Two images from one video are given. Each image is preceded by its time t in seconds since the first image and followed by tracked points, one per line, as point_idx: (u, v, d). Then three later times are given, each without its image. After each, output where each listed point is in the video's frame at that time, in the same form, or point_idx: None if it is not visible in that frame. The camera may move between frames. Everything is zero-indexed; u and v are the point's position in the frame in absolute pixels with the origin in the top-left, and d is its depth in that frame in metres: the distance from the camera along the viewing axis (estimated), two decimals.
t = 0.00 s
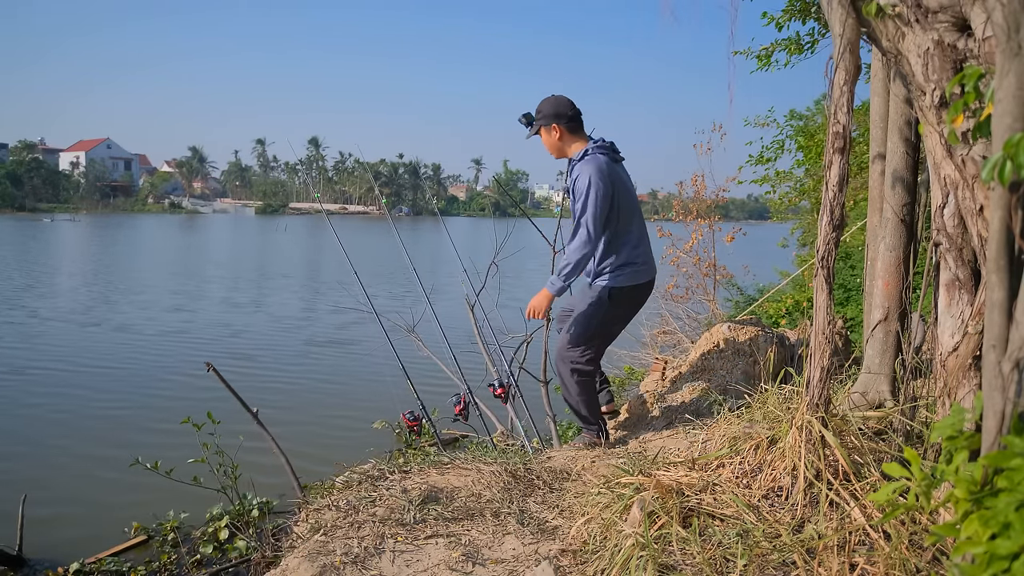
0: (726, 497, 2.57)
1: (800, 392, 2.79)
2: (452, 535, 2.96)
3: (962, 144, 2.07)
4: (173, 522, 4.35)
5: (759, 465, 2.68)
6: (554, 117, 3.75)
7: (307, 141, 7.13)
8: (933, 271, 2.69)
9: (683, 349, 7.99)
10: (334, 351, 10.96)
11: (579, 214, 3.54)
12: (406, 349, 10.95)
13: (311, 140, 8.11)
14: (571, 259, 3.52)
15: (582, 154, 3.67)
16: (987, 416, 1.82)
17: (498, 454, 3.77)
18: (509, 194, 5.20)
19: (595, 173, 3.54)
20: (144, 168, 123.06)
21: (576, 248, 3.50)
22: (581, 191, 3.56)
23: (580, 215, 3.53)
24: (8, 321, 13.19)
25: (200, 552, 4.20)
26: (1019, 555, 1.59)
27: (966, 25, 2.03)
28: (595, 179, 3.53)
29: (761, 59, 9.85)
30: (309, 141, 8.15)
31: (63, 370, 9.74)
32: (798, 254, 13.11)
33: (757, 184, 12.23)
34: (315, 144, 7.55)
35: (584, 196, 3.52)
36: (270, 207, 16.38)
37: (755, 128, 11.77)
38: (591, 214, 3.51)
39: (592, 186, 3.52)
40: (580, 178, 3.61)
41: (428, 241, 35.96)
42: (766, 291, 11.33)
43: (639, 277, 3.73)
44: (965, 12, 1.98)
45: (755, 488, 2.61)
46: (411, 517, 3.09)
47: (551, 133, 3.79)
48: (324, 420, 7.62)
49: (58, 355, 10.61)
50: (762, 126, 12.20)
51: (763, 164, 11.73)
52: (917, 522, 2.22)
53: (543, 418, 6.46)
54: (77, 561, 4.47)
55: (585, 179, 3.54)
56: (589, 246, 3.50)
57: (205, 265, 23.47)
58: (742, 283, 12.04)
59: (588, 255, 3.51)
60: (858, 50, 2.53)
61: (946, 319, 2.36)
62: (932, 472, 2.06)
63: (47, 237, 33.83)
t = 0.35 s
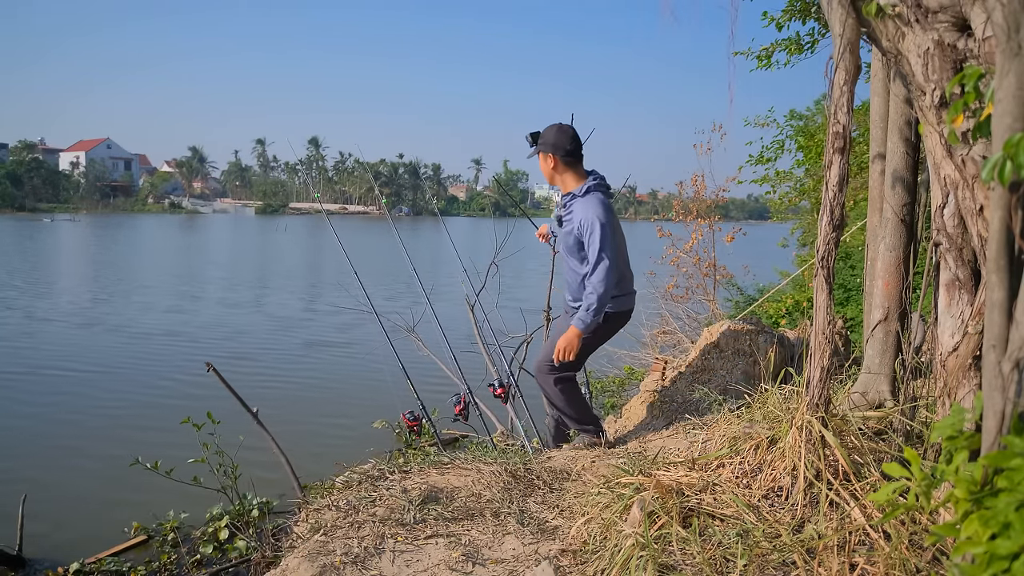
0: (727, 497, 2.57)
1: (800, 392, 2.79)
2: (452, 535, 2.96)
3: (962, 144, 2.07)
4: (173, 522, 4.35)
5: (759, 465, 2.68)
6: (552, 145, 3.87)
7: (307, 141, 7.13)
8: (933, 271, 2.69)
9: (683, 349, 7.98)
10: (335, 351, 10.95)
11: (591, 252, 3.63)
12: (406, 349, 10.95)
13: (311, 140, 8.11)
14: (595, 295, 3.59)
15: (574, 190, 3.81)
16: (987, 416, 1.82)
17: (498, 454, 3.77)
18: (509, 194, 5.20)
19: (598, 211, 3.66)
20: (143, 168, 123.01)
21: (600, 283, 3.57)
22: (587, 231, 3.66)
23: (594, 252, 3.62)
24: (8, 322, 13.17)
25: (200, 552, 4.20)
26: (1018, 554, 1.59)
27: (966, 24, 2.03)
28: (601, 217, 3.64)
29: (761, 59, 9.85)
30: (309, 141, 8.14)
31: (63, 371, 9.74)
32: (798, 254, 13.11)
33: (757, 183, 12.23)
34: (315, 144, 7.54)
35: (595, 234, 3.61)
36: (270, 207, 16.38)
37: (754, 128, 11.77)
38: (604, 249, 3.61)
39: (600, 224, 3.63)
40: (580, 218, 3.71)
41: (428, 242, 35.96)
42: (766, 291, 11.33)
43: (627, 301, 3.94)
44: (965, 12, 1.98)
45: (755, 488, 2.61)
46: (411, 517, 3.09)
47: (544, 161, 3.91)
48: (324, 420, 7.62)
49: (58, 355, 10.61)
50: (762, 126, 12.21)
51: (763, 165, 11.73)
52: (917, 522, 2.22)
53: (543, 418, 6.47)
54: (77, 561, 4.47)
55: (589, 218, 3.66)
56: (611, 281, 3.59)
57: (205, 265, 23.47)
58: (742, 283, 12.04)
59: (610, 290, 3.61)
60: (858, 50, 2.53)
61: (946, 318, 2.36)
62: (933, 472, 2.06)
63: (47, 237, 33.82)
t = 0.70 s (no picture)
0: (726, 497, 2.57)
1: (800, 392, 2.79)
2: (452, 535, 2.96)
3: (962, 144, 2.07)
4: (173, 522, 4.35)
5: (759, 465, 2.68)
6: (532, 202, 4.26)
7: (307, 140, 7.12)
8: (933, 271, 2.69)
9: (683, 349, 7.97)
10: (335, 351, 10.95)
11: (569, 285, 4.08)
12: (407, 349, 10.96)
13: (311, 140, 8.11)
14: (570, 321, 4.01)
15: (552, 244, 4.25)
16: (987, 416, 1.82)
17: (498, 454, 3.76)
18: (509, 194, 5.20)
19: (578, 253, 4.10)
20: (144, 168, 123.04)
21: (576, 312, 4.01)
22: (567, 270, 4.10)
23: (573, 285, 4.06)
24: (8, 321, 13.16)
25: (200, 552, 4.20)
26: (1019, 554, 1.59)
27: (966, 24, 2.03)
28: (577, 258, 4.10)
29: (761, 59, 9.85)
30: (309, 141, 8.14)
31: (63, 371, 9.73)
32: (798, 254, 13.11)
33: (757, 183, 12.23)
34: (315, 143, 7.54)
35: (572, 271, 4.07)
36: (270, 207, 16.36)
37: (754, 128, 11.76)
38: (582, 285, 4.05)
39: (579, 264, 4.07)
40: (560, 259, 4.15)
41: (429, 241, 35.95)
42: (766, 291, 11.32)
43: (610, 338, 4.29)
44: (965, 12, 1.98)
45: (754, 488, 2.61)
46: (411, 517, 3.09)
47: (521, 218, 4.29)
48: (323, 420, 7.62)
49: (58, 355, 10.60)
50: (762, 126, 12.23)
51: (763, 165, 11.73)
52: (917, 522, 2.22)
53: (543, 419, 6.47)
54: (77, 561, 4.47)
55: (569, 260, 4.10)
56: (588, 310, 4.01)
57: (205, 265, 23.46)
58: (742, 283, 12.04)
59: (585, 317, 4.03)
60: (858, 50, 2.53)
61: (946, 319, 2.36)
62: (933, 472, 2.06)
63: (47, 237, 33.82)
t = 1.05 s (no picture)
0: (727, 497, 2.57)
1: (800, 392, 2.79)
2: (452, 535, 2.97)
3: (962, 144, 2.07)
4: (173, 522, 4.35)
5: (758, 465, 2.68)
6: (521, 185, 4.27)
7: (306, 141, 7.13)
8: (933, 271, 2.68)
9: (682, 349, 7.97)
10: (335, 351, 10.95)
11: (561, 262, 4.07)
12: (407, 349, 10.96)
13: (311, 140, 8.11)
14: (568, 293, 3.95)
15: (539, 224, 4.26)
16: (987, 416, 1.82)
17: (498, 454, 3.76)
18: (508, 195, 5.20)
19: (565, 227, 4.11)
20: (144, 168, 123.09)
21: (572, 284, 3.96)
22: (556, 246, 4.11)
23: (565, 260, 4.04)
24: (9, 322, 13.17)
25: (200, 552, 4.20)
26: (1018, 554, 1.59)
27: (966, 24, 2.03)
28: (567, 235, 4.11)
29: (761, 60, 9.85)
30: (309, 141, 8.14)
31: (63, 371, 9.73)
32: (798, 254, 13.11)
33: (757, 183, 12.23)
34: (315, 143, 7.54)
35: (562, 247, 4.07)
36: (270, 207, 16.38)
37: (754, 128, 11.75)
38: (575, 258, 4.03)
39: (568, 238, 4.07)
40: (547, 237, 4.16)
41: (429, 242, 35.96)
42: (766, 291, 11.32)
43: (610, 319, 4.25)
44: (965, 12, 1.98)
45: (755, 488, 2.61)
46: (411, 517, 3.09)
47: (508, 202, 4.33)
48: (323, 420, 7.63)
49: (58, 355, 10.60)
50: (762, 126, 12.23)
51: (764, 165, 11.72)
52: (917, 523, 2.22)
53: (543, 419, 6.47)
54: (76, 561, 4.47)
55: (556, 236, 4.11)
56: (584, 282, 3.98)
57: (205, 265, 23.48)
58: (742, 283, 12.04)
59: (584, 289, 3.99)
60: (858, 50, 2.53)
61: (946, 319, 2.36)
62: (932, 472, 2.06)
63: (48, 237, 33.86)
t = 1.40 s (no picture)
0: (727, 497, 2.57)
1: (801, 392, 2.79)
2: (452, 535, 2.97)
3: (962, 144, 2.07)
4: (173, 522, 4.35)
5: (759, 465, 2.68)
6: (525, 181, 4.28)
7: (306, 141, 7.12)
8: (933, 271, 2.68)
9: (682, 349, 7.98)
10: (335, 351, 10.95)
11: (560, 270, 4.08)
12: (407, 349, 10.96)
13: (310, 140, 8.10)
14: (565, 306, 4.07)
15: (537, 223, 4.29)
16: (987, 416, 1.82)
17: (497, 454, 3.76)
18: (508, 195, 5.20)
19: (565, 231, 4.11)
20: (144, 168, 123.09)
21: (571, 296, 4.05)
22: (554, 251, 4.11)
23: (563, 267, 4.08)
24: (9, 322, 13.17)
25: (200, 552, 4.20)
26: (1018, 554, 1.59)
27: (966, 24, 2.03)
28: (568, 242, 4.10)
29: (761, 59, 9.84)
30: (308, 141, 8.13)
31: (63, 372, 9.73)
32: (798, 254, 13.11)
33: (757, 183, 12.22)
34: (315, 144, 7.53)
35: (561, 254, 4.08)
36: (270, 207, 16.38)
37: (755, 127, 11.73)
38: (573, 267, 4.07)
39: (566, 243, 4.08)
40: (546, 238, 4.16)
41: (429, 242, 35.97)
42: (766, 291, 11.32)
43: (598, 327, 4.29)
44: (965, 12, 1.98)
45: (755, 488, 2.61)
46: (411, 517, 3.09)
47: (515, 196, 4.36)
48: (323, 420, 7.63)
49: (59, 356, 10.60)
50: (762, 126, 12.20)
51: (763, 165, 11.73)
52: (917, 522, 2.22)
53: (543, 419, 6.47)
54: (77, 561, 4.47)
55: (555, 238, 4.10)
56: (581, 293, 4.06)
57: (205, 265, 23.48)
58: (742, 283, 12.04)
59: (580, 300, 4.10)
60: (858, 50, 2.53)
61: (946, 319, 2.36)
62: (933, 472, 2.06)
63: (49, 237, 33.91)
